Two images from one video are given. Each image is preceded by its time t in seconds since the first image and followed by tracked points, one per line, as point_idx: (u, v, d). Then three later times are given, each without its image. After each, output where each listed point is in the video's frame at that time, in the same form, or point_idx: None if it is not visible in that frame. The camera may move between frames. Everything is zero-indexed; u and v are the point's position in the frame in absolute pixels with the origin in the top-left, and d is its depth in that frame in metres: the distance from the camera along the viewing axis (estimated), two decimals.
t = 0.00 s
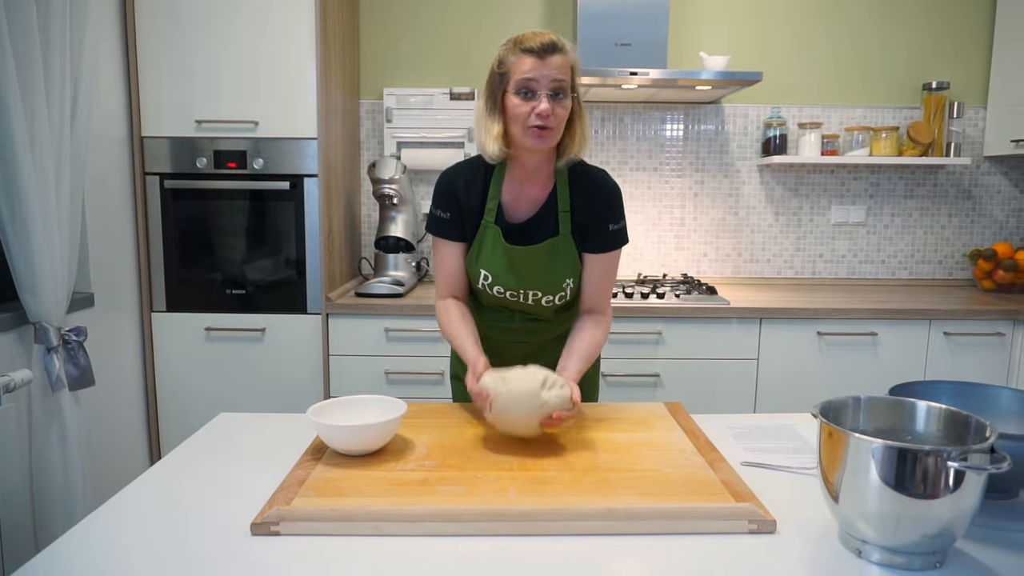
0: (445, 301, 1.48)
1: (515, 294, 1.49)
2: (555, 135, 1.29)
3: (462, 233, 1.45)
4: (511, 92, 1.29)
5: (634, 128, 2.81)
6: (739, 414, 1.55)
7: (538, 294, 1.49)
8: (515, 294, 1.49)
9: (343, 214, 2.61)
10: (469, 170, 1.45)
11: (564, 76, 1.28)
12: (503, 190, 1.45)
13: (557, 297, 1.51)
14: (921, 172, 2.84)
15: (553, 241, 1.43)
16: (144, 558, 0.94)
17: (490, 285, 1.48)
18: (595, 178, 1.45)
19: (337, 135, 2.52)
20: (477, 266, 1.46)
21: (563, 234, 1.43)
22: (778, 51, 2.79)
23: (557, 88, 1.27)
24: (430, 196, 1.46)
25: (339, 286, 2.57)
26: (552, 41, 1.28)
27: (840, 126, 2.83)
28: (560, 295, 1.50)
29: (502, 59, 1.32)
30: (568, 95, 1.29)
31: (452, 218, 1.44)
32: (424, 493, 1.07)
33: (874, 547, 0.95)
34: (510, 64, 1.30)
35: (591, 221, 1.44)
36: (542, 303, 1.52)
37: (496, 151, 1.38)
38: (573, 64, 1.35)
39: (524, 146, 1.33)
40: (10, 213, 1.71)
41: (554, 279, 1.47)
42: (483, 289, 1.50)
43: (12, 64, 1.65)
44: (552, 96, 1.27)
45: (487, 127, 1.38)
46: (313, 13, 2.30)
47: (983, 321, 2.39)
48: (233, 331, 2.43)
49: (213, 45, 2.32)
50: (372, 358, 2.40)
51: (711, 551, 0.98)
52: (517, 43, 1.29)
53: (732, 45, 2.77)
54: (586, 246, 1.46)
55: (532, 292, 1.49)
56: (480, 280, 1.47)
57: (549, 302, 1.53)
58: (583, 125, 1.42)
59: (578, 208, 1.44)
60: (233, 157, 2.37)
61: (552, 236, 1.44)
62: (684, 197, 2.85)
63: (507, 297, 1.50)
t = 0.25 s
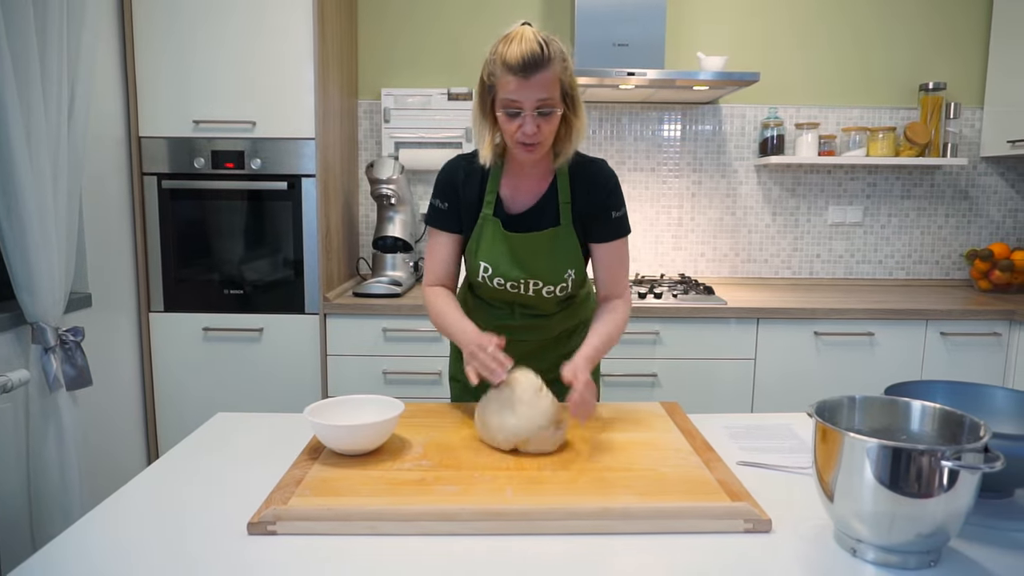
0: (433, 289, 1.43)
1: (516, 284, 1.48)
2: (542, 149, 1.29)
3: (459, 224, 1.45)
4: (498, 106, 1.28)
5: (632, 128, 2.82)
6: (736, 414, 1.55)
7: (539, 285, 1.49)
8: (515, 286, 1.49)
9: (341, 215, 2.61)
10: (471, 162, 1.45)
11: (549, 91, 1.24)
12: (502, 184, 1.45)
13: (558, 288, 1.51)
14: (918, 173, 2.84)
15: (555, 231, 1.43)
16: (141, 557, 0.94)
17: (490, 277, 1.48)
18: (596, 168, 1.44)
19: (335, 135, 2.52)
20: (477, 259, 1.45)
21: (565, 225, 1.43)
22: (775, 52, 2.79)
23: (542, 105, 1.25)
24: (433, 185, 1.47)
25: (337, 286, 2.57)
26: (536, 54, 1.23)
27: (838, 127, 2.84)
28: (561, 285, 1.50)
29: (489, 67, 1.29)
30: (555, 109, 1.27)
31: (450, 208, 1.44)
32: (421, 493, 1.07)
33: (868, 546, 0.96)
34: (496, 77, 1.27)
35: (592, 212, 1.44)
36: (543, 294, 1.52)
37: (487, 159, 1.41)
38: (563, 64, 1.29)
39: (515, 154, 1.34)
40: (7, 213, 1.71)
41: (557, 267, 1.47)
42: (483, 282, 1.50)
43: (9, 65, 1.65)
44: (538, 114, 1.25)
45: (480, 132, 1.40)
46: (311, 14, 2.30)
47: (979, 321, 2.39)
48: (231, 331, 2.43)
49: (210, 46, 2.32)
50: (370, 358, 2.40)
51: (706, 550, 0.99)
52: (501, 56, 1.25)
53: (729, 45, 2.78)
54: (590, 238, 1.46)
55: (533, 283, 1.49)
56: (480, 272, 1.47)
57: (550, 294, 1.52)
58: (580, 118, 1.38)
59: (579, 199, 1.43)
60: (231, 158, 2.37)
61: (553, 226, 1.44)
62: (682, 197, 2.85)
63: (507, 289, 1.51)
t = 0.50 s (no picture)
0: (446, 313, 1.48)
1: (516, 298, 1.49)
2: (534, 156, 1.30)
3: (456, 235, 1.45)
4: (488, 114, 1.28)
5: (630, 129, 2.82)
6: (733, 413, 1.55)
7: (540, 298, 1.50)
8: (515, 299, 1.50)
9: (339, 215, 2.61)
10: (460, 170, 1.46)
11: (537, 99, 1.24)
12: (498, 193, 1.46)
13: (559, 299, 1.51)
14: (915, 173, 2.85)
15: (553, 242, 1.42)
16: (137, 557, 0.94)
17: (489, 291, 1.48)
18: (592, 174, 1.44)
19: (332, 134, 2.52)
20: (475, 272, 1.46)
21: (562, 234, 1.43)
22: (772, 52, 2.80)
23: (531, 113, 1.25)
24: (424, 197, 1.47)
25: (335, 286, 2.57)
26: (524, 60, 1.22)
27: (835, 126, 2.84)
28: (561, 297, 1.50)
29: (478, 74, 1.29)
30: (546, 115, 1.27)
31: (446, 219, 1.44)
32: (418, 492, 1.07)
33: (864, 544, 0.96)
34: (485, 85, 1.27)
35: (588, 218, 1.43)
36: (544, 307, 1.53)
37: (475, 168, 1.41)
38: (553, 68, 1.28)
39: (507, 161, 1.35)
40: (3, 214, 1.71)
41: (556, 281, 1.47)
42: (482, 295, 1.51)
43: (5, 64, 1.65)
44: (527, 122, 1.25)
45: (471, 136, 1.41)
46: (308, 14, 2.30)
47: (976, 320, 2.40)
48: (229, 331, 2.43)
49: (207, 46, 2.32)
50: (367, 358, 2.40)
51: (702, 549, 0.99)
52: (489, 63, 1.25)
53: (726, 45, 2.78)
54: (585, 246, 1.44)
55: (534, 296, 1.50)
56: (479, 286, 1.47)
57: (551, 306, 1.53)
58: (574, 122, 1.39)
59: (574, 206, 1.43)
60: (228, 157, 2.37)
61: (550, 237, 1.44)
62: (679, 197, 2.86)
63: (507, 302, 1.51)
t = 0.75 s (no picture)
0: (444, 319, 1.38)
1: (513, 305, 1.52)
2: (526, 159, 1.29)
3: (459, 238, 1.42)
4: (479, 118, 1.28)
5: (627, 129, 2.82)
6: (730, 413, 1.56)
7: (536, 305, 1.53)
8: (512, 306, 1.53)
9: (337, 215, 2.61)
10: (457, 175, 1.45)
11: (528, 102, 1.23)
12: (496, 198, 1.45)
13: (555, 306, 1.54)
14: (912, 173, 2.85)
15: (547, 249, 1.44)
16: (135, 557, 0.95)
17: (487, 296, 1.51)
18: (586, 179, 1.43)
19: (330, 134, 2.52)
20: (473, 278, 1.48)
21: (556, 242, 1.43)
22: (769, 52, 2.80)
23: (523, 117, 1.24)
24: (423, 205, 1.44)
25: (333, 286, 2.57)
26: (513, 64, 1.21)
27: (832, 126, 2.85)
28: (557, 303, 1.53)
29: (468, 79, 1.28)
30: (538, 119, 1.26)
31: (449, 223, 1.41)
32: (415, 492, 1.08)
33: (859, 543, 0.96)
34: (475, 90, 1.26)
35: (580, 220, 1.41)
36: (541, 313, 1.55)
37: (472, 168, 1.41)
38: (544, 69, 1.27)
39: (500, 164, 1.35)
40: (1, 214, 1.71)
41: (552, 287, 1.49)
42: (480, 300, 1.54)
43: (4, 65, 1.65)
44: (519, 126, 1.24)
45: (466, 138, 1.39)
46: (306, 14, 2.30)
47: (973, 320, 2.40)
48: (227, 331, 2.43)
49: (204, 45, 2.32)
50: (365, 358, 2.40)
51: (698, 548, 0.99)
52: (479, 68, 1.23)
53: (724, 46, 2.79)
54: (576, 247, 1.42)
55: (530, 304, 1.52)
56: (477, 290, 1.50)
57: (547, 312, 1.56)
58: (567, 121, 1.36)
59: (569, 214, 1.43)
60: (226, 157, 2.37)
61: (545, 244, 1.45)
62: (677, 197, 2.86)
63: (505, 309, 1.54)
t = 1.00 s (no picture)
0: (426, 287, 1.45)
1: (509, 276, 1.48)
2: (524, 132, 1.30)
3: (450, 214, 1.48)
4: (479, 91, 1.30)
5: (625, 128, 2.83)
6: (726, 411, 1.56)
7: (532, 277, 1.49)
8: (508, 278, 1.49)
9: (334, 214, 2.61)
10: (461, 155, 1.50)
11: (526, 71, 1.26)
12: (494, 177, 1.48)
13: (551, 281, 1.50)
14: (909, 172, 2.86)
15: (547, 221, 1.44)
16: (133, 555, 0.95)
17: (483, 270, 1.48)
18: (589, 160, 1.45)
19: (328, 133, 2.52)
20: (470, 251, 1.46)
21: (557, 215, 1.44)
22: (766, 52, 2.81)
23: (521, 87, 1.26)
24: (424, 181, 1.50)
25: (330, 285, 2.57)
26: (512, 36, 1.25)
27: (829, 126, 2.85)
28: (554, 277, 1.49)
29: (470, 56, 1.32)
30: (535, 91, 1.28)
31: (441, 199, 1.47)
32: (412, 489, 1.08)
33: (854, 540, 0.97)
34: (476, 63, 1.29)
35: (584, 202, 1.43)
36: (536, 288, 1.51)
37: (470, 150, 1.44)
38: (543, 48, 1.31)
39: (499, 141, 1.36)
40: None
41: (549, 258, 1.46)
42: (475, 275, 1.50)
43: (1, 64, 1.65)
44: (517, 96, 1.27)
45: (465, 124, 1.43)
46: (303, 14, 2.30)
47: (969, 319, 2.41)
48: (224, 330, 2.43)
49: (201, 44, 2.32)
50: (363, 357, 2.40)
51: (694, 545, 1.00)
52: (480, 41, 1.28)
53: (721, 45, 2.79)
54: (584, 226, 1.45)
55: (526, 275, 1.48)
56: (473, 265, 1.48)
57: (543, 288, 1.51)
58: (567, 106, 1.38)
59: (571, 189, 1.44)
60: (224, 157, 2.37)
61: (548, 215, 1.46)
62: (674, 196, 2.86)
63: (500, 282, 1.50)
